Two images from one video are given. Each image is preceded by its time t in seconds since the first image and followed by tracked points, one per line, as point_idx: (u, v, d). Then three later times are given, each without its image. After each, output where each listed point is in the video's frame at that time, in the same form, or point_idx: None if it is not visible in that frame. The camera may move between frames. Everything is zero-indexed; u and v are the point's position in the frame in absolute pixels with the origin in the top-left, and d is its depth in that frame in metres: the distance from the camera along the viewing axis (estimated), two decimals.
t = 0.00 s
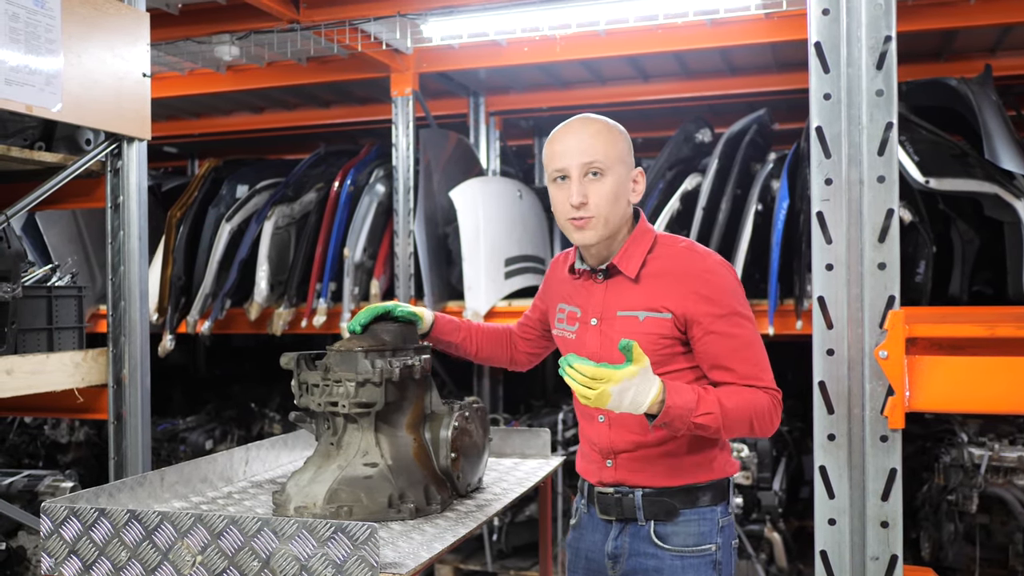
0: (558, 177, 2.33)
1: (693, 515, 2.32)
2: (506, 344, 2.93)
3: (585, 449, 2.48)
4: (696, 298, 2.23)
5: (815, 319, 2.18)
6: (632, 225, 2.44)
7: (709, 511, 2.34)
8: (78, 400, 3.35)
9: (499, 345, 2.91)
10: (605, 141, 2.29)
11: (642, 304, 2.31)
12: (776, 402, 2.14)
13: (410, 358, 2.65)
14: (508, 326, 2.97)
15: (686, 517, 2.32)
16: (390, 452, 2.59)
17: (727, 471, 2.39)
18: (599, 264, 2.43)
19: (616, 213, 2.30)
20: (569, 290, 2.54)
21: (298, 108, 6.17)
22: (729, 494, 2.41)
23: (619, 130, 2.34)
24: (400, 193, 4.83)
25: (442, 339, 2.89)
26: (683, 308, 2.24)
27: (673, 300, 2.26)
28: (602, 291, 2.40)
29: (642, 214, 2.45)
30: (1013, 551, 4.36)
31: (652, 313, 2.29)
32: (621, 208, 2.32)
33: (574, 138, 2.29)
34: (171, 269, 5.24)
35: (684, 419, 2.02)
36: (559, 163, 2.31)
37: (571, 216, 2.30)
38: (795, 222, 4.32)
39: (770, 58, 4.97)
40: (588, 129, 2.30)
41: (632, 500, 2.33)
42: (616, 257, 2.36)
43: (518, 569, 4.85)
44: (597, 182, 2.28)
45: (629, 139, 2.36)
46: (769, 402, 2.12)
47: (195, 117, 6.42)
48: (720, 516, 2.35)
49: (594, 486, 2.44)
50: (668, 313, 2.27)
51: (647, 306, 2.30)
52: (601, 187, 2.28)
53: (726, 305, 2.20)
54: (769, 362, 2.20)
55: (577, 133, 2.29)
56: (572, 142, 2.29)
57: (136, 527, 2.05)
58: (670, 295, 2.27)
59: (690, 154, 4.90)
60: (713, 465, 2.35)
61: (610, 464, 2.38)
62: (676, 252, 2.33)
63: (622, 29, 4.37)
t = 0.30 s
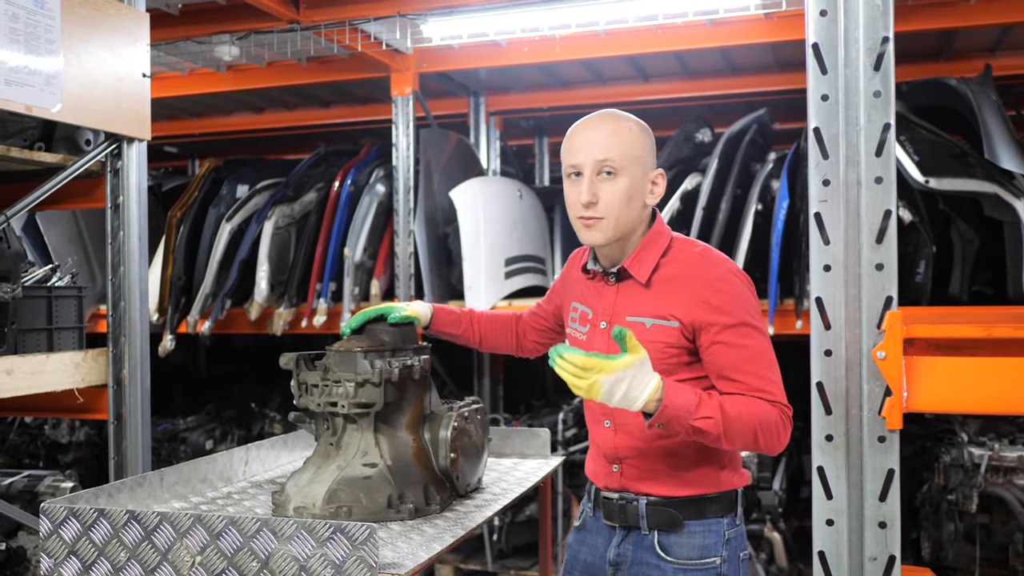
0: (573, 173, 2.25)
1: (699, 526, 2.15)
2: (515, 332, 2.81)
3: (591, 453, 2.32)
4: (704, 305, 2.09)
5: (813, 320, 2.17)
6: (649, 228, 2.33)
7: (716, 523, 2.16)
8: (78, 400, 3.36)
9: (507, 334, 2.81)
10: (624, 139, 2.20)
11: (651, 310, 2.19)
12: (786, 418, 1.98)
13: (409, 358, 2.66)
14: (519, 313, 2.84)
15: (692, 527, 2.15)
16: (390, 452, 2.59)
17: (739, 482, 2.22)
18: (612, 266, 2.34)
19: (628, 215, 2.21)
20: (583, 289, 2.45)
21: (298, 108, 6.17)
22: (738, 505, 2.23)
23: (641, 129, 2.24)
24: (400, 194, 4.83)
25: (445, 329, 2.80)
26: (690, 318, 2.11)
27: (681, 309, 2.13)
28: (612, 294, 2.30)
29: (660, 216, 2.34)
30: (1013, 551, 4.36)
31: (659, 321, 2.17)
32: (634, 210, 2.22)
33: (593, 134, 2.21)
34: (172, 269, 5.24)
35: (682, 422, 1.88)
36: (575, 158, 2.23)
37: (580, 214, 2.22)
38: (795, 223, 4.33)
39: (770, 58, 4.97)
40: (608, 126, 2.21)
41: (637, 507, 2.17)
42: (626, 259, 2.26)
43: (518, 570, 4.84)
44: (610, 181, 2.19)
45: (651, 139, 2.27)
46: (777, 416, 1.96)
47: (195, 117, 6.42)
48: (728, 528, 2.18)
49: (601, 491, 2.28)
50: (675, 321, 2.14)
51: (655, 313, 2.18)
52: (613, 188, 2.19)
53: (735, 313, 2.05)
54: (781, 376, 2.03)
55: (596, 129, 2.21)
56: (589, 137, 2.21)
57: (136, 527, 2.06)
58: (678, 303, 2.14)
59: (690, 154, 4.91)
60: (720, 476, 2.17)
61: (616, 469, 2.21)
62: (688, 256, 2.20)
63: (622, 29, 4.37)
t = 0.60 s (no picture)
0: (593, 165, 2.16)
1: (701, 532, 2.11)
2: (516, 327, 2.80)
3: (592, 455, 2.30)
4: (716, 309, 2.01)
5: (813, 321, 2.17)
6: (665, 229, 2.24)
7: (719, 529, 2.13)
8: (77, 400, 3.36)
9: (507, 329, 2.80)
10: (648, 135, 2.12)
11: (661, 311, 2.11)
12: (796, 424, 1.90)
13: (408, 359, 2.66)
14: (520, 306, 2.82)
15: (694, 533, 2.11)
16: (389, 453, 2.59)
17: (739, 486, 2.19)
18: (624, 265, 2.25)
19: (645, 212, 2.12)
20: (590, 285, 2.37)
21: (298, 108, 6.17)
22: (738, 509, 2.20)
23: (665, 127, 2.16)
24: (400, 194, 4.81)
25: (443, 324, 2.79)
26: (702, 321, 2.03)
27: (693, 312, 2.05)
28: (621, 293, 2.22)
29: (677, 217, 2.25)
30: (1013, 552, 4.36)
31: (668, 322, 2.08)
32: (652, 209, 2.13)
33: (615, 127, 2.13)
34: (171, 270, 5.24)
35: (687, 405, 1.80)
36: (596, 150, 2.15)
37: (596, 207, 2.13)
38: (795, 223, 4.33)
39: (770, 58, 4.97)
40: (631, 120, 2.13)
41: (638, 512, 2.14)
42: (640, 258, 2.17)
43: (518, 570, 4.84)
44: (629, 176, 2.11)
45: (675, 137, 2.19)
46: (787, 418, 1.89)
47: (195, 117, 6.42)
48: (729, 533, 2.15)
49: (601, 494, 2.26)
50: (685, 324, 2.06)
51: (665, 315, 2.09)
52: (632, 183, 2.10)
53: (747, 316, 1.97)
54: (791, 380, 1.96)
55: (619, 122, 2.13)
56: (611, 130, 2.13)
57: (134, 528, 2.05)
58: (690, 306, 2.06)
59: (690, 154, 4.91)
60: (722, 482, 2.15)
61: (617, 471, 2.19)
62: (703, 259, 2.11)
63: (622, 29, 4.37)
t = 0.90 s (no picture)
0: (598, 160, 2.16)
1: (701, 534, 2.11)
2: (517, 330, 2.79)
3: (591, 455, 2.30)
4: (720, 306, 1.99)
5: (813, 322, 2.17)
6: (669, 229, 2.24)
7: (719, 531, 2.13)
8: (77, 400, 3.35)
9: (508, 332, 2.78)
10: (654, 131, 2.12)
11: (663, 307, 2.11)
12: (804, 419, 1.89)
13: (408, 360, 2.66)
14: (521, 311, 2.81)
15: (694, 536, 2.11)
16: (389, 453, 2.59)
17: (739, 487, 2.19)
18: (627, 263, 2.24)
19: (650, 208, 2.11)
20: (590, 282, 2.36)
21: (298, 108, 6.17)
22: (738, 511, 2.20)
23: (671, 125, 2.15)
24: (399, 194, 4.81)
25: (443, 326, 2.79)
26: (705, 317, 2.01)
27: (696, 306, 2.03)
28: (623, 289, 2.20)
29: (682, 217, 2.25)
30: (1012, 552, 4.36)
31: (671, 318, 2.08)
32: (656, 205, 2.12)
33: (622, 122, 2.13)
34: (171, 270, 5.24)
35: (712, 379, 1.77)
36: (602, 144, 2.15)
37: (601, 200, 2.12)
38: (795, 223, 4.32)
39: (770, 58, 4.97)
40: (638, 118, 2.13)
41: (638, 514, 2.13)
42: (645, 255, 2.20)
43: (517, 570, 4.84)
44: (635, 171, 2.10)
45: (681, 136, 2.18)
46: (800, 411, 1.88)
47: (195, 117, 6.41)
48: (729, 535, 2.15)
49: (600, 495, 2.25)
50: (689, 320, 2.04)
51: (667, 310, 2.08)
52: (638, 177, 2.09)
53: (752, 313, 1.97)
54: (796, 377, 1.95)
55: (626, 117, 2.13)
56: (617, 125, 2.13)
57: (134, 529, 2.05)
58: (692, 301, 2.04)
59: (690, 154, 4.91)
60: (722, 484, 2.15)
61: (616, 472, 2.19)
62: (706, 256, 2.10)
63: (622, 29, 4.36)
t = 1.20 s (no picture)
0: (590, 166, 2.14)
1: (706, 534, 2.11)
2: (518, 333, 2.79)
3: (595, 456, 2.30)
4: (722, 309, 1.99)
5: (817, 323, 2.17)
6: (666, 228, 2.23)
7: (724, 531, 2.13)
8: (77, 401, 3.35)
9: (510, 334, 2.78)
10: (645, 133, 2.10)
11: (664, 309, 2.13)
12: (806, 425, 1.89)
13: (410, 360, 2.66)
14: (523, 313, 2.82)
15: (699, 535, 2.11)
16: (390, 454, 2.59)
17: (743, 488, 2.19)
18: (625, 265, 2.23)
19: (647, 211, 2.10)
20: (589, 283, 2.35)
21: (297, 108, 6.16)
22: (742, 511, 2.20)
23: (661, 125, 2.14)
24: (400, 193, 4.80)
25: (444, 327, 2.80)
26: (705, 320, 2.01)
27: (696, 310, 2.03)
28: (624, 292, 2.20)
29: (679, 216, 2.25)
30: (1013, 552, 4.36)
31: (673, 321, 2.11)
32: (652, 207, 2.11)
33: (611, 126, 2.11)
34: (171, 269, 5.24)
35: (725, 404, 1.71)
36: (592, 150, 2.13)
37: (596, 208, 2.11)
38: (796, 223, 4.32)
39: (770, 58, 4.97)
40: (627, 120, 2.12)
41: (643, 514, 2.13)
42: (643, 258, 2.17)
43: (518, 570, 4.83)
44: (628, 176, 2.09)
45: (672, 135, 2.17)
46: (801, 419, 1.87)
47: (195, 116, 6.41)
48: (734, 536, 2.15)
49: (604, 496, 2.25)
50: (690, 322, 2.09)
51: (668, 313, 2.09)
52: (631, 182, 2.08)
53: (755, 317, 1.97)
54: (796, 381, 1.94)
55: (616, 121, 2.11)
56: (607, 130, 2.11)
57: (135, 530, 2.05)
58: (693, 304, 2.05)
59: (690, 153, 4.91)
60: (725, 485, 2.14)
61: (621, 473, 2.19)
62: (706, 258, 2.11)
63: (622, 29, 4.36)
